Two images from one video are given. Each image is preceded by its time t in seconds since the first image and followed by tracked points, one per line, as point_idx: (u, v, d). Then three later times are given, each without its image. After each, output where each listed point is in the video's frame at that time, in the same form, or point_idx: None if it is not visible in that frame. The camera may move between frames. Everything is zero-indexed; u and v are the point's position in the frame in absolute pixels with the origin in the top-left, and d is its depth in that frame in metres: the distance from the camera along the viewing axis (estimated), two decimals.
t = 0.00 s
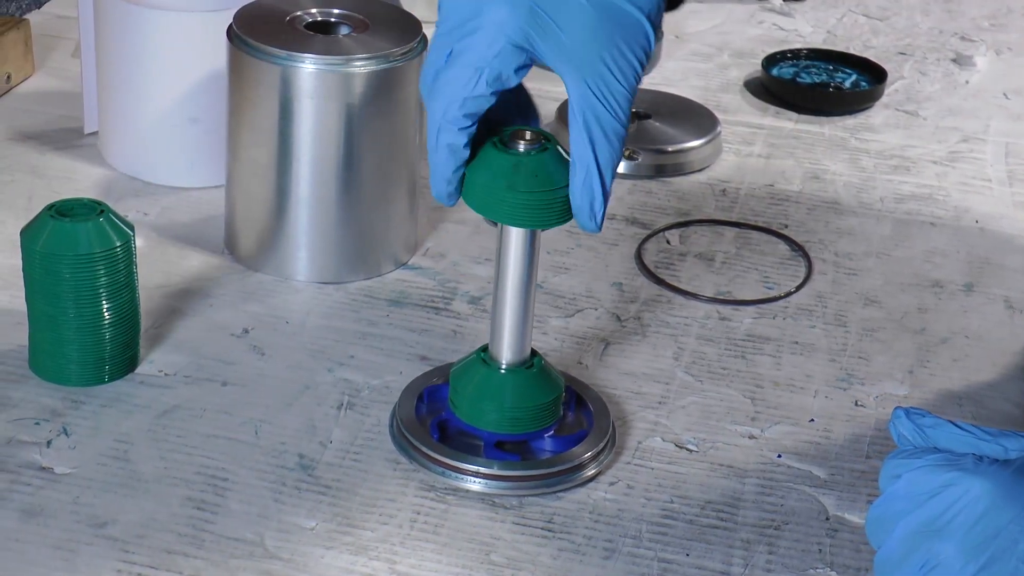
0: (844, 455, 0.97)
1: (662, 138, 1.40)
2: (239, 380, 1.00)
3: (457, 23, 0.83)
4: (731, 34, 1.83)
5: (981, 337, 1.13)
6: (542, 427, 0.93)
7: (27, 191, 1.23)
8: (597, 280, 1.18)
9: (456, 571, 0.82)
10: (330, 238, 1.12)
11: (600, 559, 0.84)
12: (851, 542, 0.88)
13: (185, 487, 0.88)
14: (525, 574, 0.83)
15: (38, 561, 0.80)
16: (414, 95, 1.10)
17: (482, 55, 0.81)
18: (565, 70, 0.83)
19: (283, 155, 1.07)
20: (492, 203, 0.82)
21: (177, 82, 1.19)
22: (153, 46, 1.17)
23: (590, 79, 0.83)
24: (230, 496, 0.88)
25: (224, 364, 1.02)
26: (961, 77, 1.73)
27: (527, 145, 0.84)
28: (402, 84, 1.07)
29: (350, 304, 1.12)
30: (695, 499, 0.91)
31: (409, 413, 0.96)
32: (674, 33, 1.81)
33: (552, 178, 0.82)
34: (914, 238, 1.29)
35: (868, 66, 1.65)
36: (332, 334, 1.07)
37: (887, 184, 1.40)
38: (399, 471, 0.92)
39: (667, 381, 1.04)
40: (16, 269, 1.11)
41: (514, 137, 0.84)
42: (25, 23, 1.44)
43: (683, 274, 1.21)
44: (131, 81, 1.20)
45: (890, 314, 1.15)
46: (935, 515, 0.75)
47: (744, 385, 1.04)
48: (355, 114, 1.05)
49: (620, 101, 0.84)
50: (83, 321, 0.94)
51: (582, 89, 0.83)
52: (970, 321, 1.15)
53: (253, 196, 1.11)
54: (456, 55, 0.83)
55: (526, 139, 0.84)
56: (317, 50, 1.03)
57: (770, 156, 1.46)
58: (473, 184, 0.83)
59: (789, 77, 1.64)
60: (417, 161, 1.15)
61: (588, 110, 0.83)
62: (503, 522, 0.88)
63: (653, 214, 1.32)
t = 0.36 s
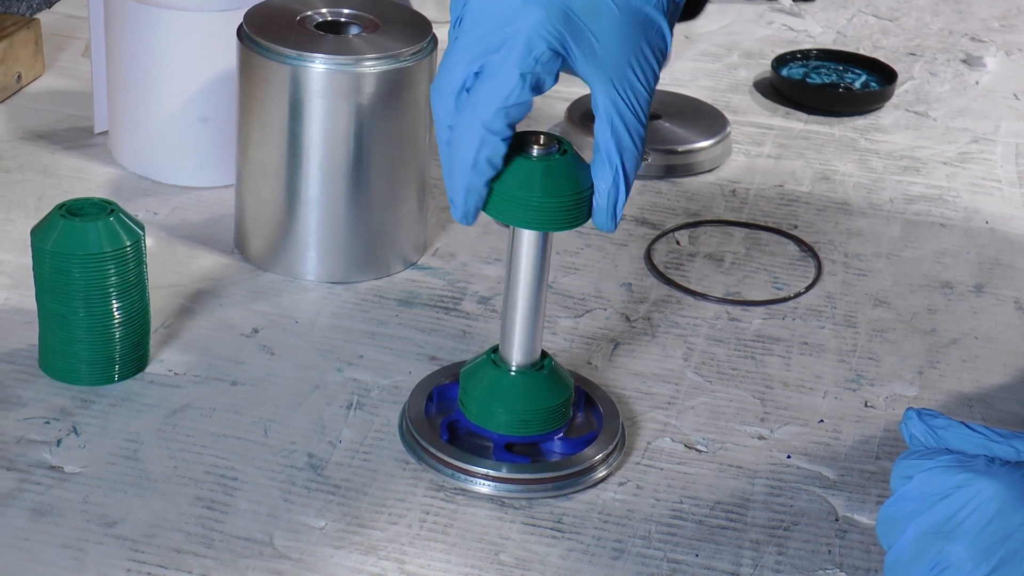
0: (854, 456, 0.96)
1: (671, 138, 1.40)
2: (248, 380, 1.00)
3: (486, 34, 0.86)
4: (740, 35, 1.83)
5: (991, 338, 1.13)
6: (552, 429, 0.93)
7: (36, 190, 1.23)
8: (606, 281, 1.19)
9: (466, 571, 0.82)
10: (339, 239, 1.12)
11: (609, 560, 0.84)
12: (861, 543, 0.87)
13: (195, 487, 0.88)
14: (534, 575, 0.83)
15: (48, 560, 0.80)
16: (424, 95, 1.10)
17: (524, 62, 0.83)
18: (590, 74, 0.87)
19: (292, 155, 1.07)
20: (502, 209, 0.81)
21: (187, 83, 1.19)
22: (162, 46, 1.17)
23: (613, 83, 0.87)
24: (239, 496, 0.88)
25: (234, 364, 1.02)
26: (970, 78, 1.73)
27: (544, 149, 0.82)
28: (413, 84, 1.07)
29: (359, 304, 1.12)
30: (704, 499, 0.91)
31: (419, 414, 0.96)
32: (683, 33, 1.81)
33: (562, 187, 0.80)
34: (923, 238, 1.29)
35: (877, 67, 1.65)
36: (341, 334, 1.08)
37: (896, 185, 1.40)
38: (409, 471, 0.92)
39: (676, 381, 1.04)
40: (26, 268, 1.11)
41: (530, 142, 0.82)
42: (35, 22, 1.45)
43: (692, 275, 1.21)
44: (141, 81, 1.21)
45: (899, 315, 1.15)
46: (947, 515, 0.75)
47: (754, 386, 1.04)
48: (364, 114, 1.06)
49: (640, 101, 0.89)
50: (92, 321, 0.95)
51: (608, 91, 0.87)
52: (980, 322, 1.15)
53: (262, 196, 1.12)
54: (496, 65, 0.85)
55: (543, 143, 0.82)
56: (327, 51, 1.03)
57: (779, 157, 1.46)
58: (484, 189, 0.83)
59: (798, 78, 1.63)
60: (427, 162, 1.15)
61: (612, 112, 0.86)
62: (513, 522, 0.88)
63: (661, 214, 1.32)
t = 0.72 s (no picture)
0: (855, 456, 0.96)
1: (672, 138, 1.40)
2: (249, 380, 1.00)
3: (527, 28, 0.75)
4: (742, 35, 1.83)
5: (992, 338, 1.13)
6: (552, 427, 0.93)
7: (38, 190, 1.23)
8: (607, 281, 1.19)
9: (467, 571, 0.82)
10: (340, 238, 1.12)
11: (610, 560, 0.84)
12: (862, 543, 0.87)
13: (196, 487, 0.88)
14: (535, 574, 0.83)
15: (50, 560, 0.80)
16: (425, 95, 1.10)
17: (576, 50, 0.75)
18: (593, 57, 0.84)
19: (294, 155, 1.07)
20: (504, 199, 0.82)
21: (189, 83, 1.19)
22: (164, 46, 1.17)
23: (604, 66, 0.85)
24: (240, 496, 0.88)
25: (235, 364, 1.02)
26: (972, 78, 1.73)
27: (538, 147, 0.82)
28: (414, 84, 1.07)
29: (360, 304, 1.12)
30: (705, 499, 0.91)
31: (419, 414, 0.96)
32: (685, 33, 1.81)
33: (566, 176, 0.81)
34: (925, 238, 1.29)
35: (879, 67, 1.65)
36: (343, 334, 1.08)
37: (898, 185, 1.40)
38: (409, 471, 0.92)
39: (677, 381, 1.04)
40: (27, 268, 1.11)
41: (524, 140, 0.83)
42: (37, 22, 1.45)
43: (693, 274, 1.21)
44: (143, 81, 1.21)
45: (901, 315, 1.15)
46: (949, 515, 0.75)
47: (755, 386, 1.04)
48: (365, 114, 1.06)
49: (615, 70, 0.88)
50: (93, 321, 0.95)
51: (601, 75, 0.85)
52: (981, 322, 1.15)
53: (264, 197, 1.12)
54: (546, 61, 0.75)
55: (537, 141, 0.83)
56: (329, 51, 1.03)
57: (780, 157, 1.46)
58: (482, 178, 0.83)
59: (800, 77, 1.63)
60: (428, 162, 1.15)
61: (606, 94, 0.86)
62: (514, 522, 0.88)
63: (663, 214, 1.32)
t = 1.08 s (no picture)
0: (855, 456, 0.96)
1: (673, 138, 1.40)
2: (250, 379, 1.00)
3: None
4: (743, 35, 1.83)
5: (992, 338, 1.13)
6: (553, 427, 0.93)
7: (38, 190, 1.23)
8: (608, 281, 1.18)
9: (468, 571, 0.82)
10: (341, 239, 1.12)
11: (611, 559, 0.84)
12: (862, 543, 0.87)
13: (196, 486, 0.88)
14: (536, 574, 0.83)
15: (50, 559, 0.80)
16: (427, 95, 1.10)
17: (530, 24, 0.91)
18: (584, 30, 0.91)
19: (294, 154, 1.07)
20: (502, 200, 0.81)
21: (190, 82, 1.19)
22: (164, 46, 1.18)
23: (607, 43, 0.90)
24: (241, 495, 0.88)
25: (235, 363, 1.02)
26: (972, 78, 1.73)
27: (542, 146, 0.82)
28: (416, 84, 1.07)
29: (361, 304, 1.12)
30: (706, 499, 0.91)
31: (421, 412, 0.96)
32: (685, 33, 1.81)
33: (564, 181, 0.81)
34: (926, 238, 1.29)
35: (879, 67, 1.65)
36: (344, 334, 1.08)
37: (899, 185, 1.40)
38: (410, 470, 0.92)
39: (677, 381, 1.04)
40: (28, 268, 1.11)
41: (528, 137, 0.83)
42: (37, 22, 1.45)
43: (693, 274, 1.21)
44: (143, 81, 1.21)
45: (901, 315, 1.15)
46: (949, 515, 0.75)
47: (755, 386, 1.04)
48: (365, 114, 1.06)
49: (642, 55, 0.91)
50: (93, 320, 0.94)
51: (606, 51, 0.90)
52: (982, 322, 1.15)
53: (265, 196, 1.12)
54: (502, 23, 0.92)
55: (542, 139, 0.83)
56: (330, 50, 1.03)
57: (781, 157, 1.46)
58: (481, 183, 0.83)
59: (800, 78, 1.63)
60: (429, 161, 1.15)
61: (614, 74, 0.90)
62: (514, 522, 0.88)
63: (663, 214, 1.32)
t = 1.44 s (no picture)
0: (861, 457, 0.96)
1: (679, 138, 1.40)
2: (256, 379, 1.01)
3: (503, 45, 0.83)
4: (748, 35, 1.83)
5: (999, 339, 1.13)
6: (558, 427, 0.93)
7: (44, 189, 1.23)
8: (614, 281, 1.19)
9: (473, 570, 0.82)
10: (347, 238, 1.12)
11: (617, 560, 0.84)
12: (868, 544, 0.87)
13: (203, 486, 0.88)
14: (542, 574, 0.83)
15: (56, 558, 0.80)
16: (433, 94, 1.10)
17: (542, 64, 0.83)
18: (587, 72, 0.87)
19: (300, 155, 1.08)
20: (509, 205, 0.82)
21: (195, 83, 1.19)
22: (170, 46, 1.18)
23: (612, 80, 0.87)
24: (247, 495, 0.88)
25: (241, 363, 1.02)
26: (978, 78, 1.73)
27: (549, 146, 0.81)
28: (422, 84, 1.08)
29: (367, 304, 1.12)
30: (712, 499, 0.91)
31: (427, 412, 0.96)
32: (691, 34, 1.81)
33: (570, 185, 0.80)
34: (931, 239, 1.29)
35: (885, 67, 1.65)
36: (350, 334, 1.08)
37: (905, 185, 1.40)
38: (416, 470, 0.92)
39: (684, 381, 1.04)
40: (34, 267, 1.12)
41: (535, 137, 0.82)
42: (44, 22, 1.45)
43: (699, 275, 1.21)
44: (149, 81, 1.21)
45: (907, 315, 1.15)
46: (954, 515, 0.75)
47: (762, 386, 1.04)
48: (372, 114, 1.06)
49: (639, 95, 0.89)
50: (100, 319, 0.95)
51: (609, 88, 0.87)
52: (988, 323, 1.15)
53: (270, 196, 1.12)
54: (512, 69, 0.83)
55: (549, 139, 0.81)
56: (336, 50, 1.03)
57: (787, 157, 1.46)
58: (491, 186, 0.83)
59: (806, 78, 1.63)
60: (435, 161, 1.15)
61: (615, 109, 0.87)
62: (520, 522, 0.88)
63: (669, 214, 1.32)
